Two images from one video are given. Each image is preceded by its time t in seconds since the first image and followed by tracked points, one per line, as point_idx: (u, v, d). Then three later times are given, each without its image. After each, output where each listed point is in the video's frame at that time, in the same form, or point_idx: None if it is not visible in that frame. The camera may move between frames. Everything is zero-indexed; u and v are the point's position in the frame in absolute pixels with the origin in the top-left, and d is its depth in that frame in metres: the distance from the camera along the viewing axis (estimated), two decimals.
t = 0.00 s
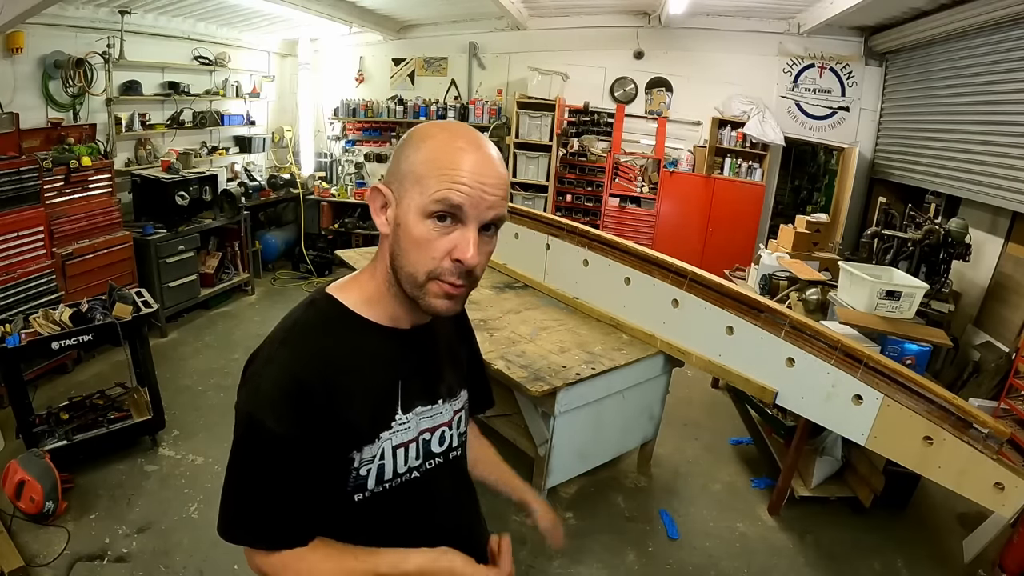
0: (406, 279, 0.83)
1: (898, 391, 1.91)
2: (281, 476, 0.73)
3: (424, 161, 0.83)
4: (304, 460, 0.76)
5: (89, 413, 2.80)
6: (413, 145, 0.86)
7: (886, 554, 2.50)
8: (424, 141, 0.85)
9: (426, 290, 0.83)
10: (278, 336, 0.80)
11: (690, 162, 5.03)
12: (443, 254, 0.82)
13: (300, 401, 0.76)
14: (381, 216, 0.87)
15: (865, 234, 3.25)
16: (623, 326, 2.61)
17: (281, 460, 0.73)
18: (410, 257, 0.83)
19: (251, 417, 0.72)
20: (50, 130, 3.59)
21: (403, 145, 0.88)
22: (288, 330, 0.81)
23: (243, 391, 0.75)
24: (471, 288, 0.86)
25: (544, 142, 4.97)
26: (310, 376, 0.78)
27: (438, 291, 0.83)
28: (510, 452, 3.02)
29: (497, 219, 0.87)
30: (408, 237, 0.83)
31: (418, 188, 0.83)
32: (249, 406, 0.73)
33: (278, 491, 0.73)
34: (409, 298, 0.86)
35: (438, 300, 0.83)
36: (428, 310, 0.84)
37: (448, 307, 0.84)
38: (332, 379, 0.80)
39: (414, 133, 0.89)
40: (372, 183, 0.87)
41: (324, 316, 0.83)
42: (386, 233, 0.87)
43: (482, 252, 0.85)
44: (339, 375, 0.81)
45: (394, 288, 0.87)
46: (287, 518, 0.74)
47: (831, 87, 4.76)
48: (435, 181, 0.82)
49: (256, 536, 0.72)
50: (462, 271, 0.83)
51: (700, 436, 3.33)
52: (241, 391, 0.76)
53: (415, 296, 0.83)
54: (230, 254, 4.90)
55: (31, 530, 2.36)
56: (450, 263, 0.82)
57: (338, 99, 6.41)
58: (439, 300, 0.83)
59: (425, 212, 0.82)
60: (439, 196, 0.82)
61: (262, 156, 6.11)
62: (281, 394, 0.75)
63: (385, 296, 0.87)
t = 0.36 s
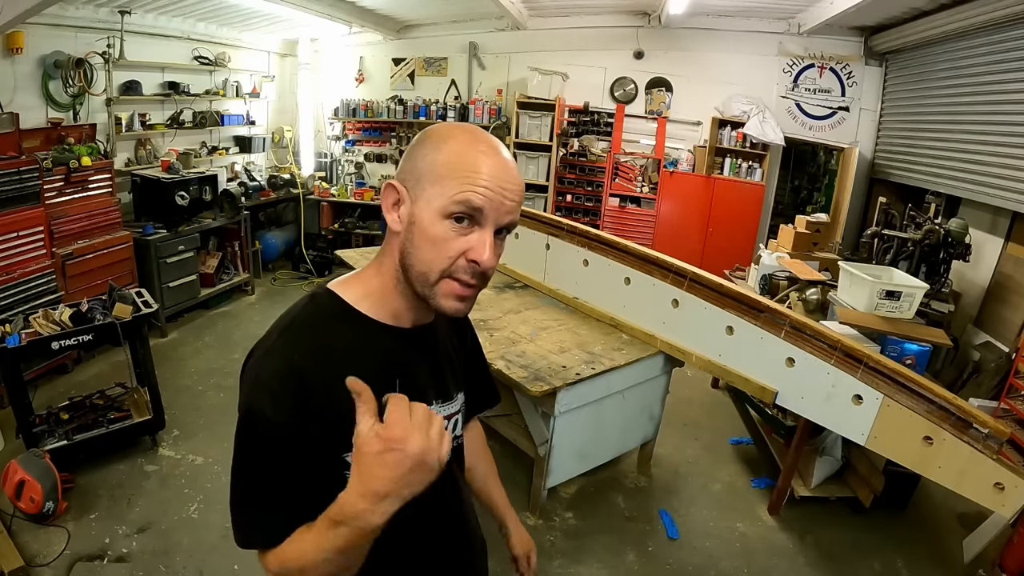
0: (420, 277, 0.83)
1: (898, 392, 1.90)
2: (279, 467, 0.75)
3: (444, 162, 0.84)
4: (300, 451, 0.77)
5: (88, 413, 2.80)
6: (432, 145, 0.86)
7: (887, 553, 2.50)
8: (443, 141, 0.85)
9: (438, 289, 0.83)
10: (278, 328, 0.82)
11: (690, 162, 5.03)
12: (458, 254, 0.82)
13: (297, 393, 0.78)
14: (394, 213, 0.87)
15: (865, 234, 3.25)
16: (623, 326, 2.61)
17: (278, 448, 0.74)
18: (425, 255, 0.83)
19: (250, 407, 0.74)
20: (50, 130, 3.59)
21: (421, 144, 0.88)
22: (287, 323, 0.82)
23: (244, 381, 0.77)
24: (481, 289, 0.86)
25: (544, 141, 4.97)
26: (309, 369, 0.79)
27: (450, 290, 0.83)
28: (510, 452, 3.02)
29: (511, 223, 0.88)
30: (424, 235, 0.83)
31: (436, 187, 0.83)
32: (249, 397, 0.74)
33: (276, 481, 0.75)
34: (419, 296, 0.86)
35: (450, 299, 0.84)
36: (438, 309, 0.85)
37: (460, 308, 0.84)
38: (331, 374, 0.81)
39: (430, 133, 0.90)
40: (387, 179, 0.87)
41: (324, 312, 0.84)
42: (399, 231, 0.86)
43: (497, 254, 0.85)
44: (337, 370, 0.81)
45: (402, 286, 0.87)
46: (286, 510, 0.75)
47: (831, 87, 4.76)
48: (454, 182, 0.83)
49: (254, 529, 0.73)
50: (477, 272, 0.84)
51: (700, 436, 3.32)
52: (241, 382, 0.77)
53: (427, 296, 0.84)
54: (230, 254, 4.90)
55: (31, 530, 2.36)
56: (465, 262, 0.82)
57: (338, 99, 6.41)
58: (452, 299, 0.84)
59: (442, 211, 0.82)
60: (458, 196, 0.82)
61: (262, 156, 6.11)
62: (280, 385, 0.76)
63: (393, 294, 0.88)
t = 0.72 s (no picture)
0: (423, 285, 0.82)
1: (898, 392, 1.91)
2: (274, 476, 0.76)
3: (443, 166, 0.82)
4: (296, 459, 0.78)
5: (89, 413, 2.80)
6: (428, 149, 0.84)
7: (887, 553, 2.51)
8: (439, 145, 0.84)
9: (444, 296, 0.83)
10: (272, 335, 0.82)
11: (690, 162, 5.03)
12: (462, 260, 0.82)
13: (291, 401, 0.78)
14: (390, 219, 0.85)
15: (865, 234, 3.25)
16: (623, 326, 2.61)
17: (271, 458, 0.75)
18: (428, 263, 0.82)
19: (244, 418, 0.74)
20: (50, 130, 3.59)
21: (415, 149, 0.86)
22: (282, 330, 0.82)
23: (237, 389, 0.77)
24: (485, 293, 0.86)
25: (544, 141, 4.97)
26: (302, 376, 0.79)
27: (455, 297, 0.83)
28: (510, 452, 3.02)
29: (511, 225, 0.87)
30: (426, 241, 0.81)
31: (436, 193, 0.82)
32: (242, 407, 0.75)
33: (272, 490, 0.75)
34: (422, 302, 0.86)
35: (455, 304, 0.83)
36: (443, 314, 0.84)
37: (464, 313, 0.84)
38: (325, 380, 0.81)
39: (421, 135, 0.88)
40: (381, 186, 0.85)
41: (319, 318, 0.84)
42: (397, 238, 0.85)
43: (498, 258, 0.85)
44: (331, 375, 0.81)
45: (402, 293, 0.86)
46: (283, 516, 0.76)
47: (830, 87, 4.76)
48: (455, 187, 0.82)
49: (252, 535, 0.74)
50: (481, 276, 0.84)
51: (700, 436, 3.33)
52: (233, 390, 0.78)
53: (432, 301, 0.83)
54: (230, 254, 4.90)
55: (31, 530, 2.36)
56: (470, 268, 0.82)
57: (338, 99, 6.41)
58: (456, 304, 0.83)
59: (444, 218, 0.81)
60: (459, 203, 0.81)
61: (262, 156, 6.11)
62: (273, 393, 0.76)
63: (392, 302, 0.87)
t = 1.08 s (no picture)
0: (436, 293, 0.83)
1: (898, 392, 1.91)
2: (275, 483, 0.76)
3: (451, 177, 0.80)
4: (296, 464, 0.78)
5: (88, 413, 2.80)
6: (431, 157, 0.82)
7: (887, 553, 2.50)
8: (442, 152, 0.82)
9: (456, 302, 0.84)
10: (268, 341, 0.82)
11: (690, 162, 5.03)
12: (475, 267, 0.82)
13: (290, 406, 0.78)
14: (395, 231, 0.83)
15: (865, 234, 3.25)
16: (623, 326, 2.61)
17: (272, 464, 0.75)
18: (442, 273, 0.82)
19: (244, 424, 0.74)
20: (50, 130, 3.59)
21: (414, 156, 0.83)
22: (279, 335, 0.82)
23: (235, 397, 0.77)
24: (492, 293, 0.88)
25: (544, 141, 4.97)
26: (299, 381, 0.79)
27: (467, 301, 0.85)
28: (510, 452, 3.01)
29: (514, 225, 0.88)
30: (438, 253, 0.81)
31: (446, 204, 0.81)
32: (241, 414, 0.75)
33: (274, 496, 0.75)
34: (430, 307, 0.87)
35: (466, 307, 0.85)
36: (454, 317, 0.86)
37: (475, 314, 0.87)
38: (323, 383, 0.81)
39: (417, 138, 0.84)
40: (386, 199, 0.83)
41: (316, 322, 0.83)
42: (404, 250, 0.83)
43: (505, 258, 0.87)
44: (329, 378, 0.81)
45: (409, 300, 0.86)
46: (286, 520, 0.76)
47: (831, 87, 4.76)
48: (465, 197, 0.80)
49: (254, 541, 0.75)
50: (491, 279, 0.85)
51: (700, 436, 3.32)
52: (231, 397, 0.78)
53: (444, 309, 0.84)
54: (230, 254, 4.90)
55: (31, 530, 2.36)
56: (481, 274, 0.83)
57: (338, 99, 6.41)
58: (467, 308, 0.85)
59: (455, 228, 0.80)
60: (470, 213, 0.81)
61: (262, 156, 6.11)
62: (271, 400, 0.76)
63: (399, 308, 0.87)
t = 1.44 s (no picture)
0: (451, 292, 0.84)
1: (899, 392, 1.91)
2: (276, 484, 0.77)
3: (463, 179, 0.80)
4: (297, 466, 0.78)
5: (89, 413, 2.80)
6: (440, 159, 0.81)
7: (886, 553, 2.51)
8: (450, 154, 0.82)
9: (470, 298, 0.85)
10: (268, 342, 0.81)
11: (690, 162, 5.04)
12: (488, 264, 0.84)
13: (290, 408, 0.78)
14: (409, 235, 0.83)
15: (865, 234, 3.25)
16: (623, 326, 2.61)
17: (272, 467, 0.75)
18: (458, 273, 0.82)
19: (245, 427, 0.75)
20: (50, 130, 3.59)
21: (422, 158, 0.82)
22: (278, 336, 0.81)
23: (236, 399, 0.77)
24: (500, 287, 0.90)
25: (544, 141, 4.97)
26: (301, 382, 0.79)
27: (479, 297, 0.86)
28: (510, 452, 3.01)
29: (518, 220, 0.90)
30: (454, 253, 0.81)
31: (461, 206, 0.81)
32: (242, 417, 0.75)
33: (274, 498, 0.77)
34: (441, 305, 0.88)
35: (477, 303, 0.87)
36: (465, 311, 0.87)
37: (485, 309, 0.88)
38: (325, 382, 0.81)
39: (420, 140, 0.84)
40: (402, 205, 0.82)
41: (316, 323, 0.83)
42: (417, 252, 0.83)
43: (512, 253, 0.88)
44: (331, 377, 0.82)
45: (419, 298, 0.87)
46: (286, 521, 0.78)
47: (831, 87, 4.76)
48: (479, 197, 0.81)
49: (253, 542, 0.77)
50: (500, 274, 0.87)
51: (700, 436, 3.32)
52: (232, 398, 0.78)
53: (459, 305, 0.86)
54: (230, 254, 4.90)
55: (31, 530, 2.36)
56: (493, 270, 0.85)
57: (338, 99, 6.41)
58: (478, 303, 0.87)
59: (470, 229, 0.81)
60: (485, 213, 0.81)
61: (262, 156, 6.11)
62: (271, 403, 0.76)
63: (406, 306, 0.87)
